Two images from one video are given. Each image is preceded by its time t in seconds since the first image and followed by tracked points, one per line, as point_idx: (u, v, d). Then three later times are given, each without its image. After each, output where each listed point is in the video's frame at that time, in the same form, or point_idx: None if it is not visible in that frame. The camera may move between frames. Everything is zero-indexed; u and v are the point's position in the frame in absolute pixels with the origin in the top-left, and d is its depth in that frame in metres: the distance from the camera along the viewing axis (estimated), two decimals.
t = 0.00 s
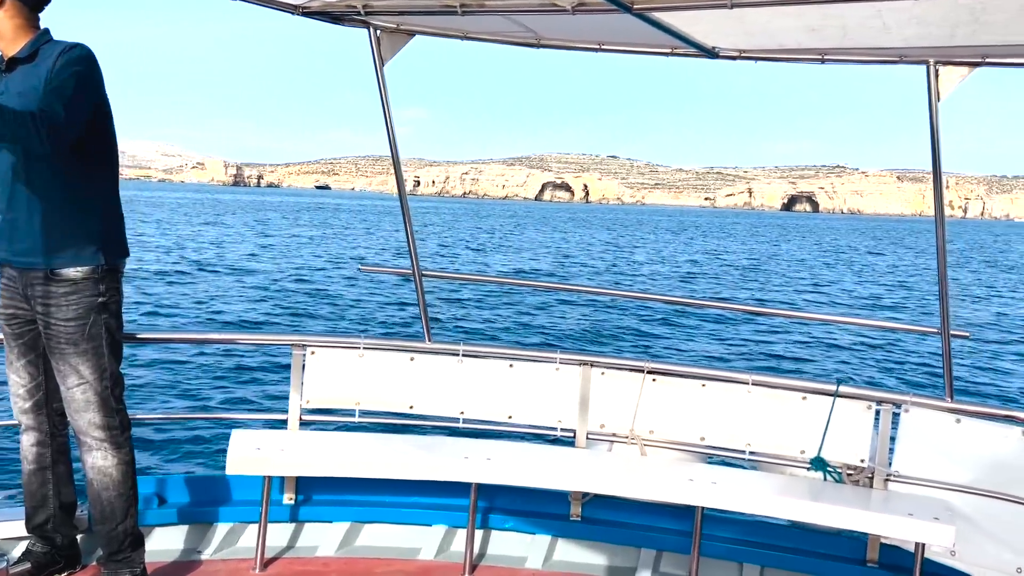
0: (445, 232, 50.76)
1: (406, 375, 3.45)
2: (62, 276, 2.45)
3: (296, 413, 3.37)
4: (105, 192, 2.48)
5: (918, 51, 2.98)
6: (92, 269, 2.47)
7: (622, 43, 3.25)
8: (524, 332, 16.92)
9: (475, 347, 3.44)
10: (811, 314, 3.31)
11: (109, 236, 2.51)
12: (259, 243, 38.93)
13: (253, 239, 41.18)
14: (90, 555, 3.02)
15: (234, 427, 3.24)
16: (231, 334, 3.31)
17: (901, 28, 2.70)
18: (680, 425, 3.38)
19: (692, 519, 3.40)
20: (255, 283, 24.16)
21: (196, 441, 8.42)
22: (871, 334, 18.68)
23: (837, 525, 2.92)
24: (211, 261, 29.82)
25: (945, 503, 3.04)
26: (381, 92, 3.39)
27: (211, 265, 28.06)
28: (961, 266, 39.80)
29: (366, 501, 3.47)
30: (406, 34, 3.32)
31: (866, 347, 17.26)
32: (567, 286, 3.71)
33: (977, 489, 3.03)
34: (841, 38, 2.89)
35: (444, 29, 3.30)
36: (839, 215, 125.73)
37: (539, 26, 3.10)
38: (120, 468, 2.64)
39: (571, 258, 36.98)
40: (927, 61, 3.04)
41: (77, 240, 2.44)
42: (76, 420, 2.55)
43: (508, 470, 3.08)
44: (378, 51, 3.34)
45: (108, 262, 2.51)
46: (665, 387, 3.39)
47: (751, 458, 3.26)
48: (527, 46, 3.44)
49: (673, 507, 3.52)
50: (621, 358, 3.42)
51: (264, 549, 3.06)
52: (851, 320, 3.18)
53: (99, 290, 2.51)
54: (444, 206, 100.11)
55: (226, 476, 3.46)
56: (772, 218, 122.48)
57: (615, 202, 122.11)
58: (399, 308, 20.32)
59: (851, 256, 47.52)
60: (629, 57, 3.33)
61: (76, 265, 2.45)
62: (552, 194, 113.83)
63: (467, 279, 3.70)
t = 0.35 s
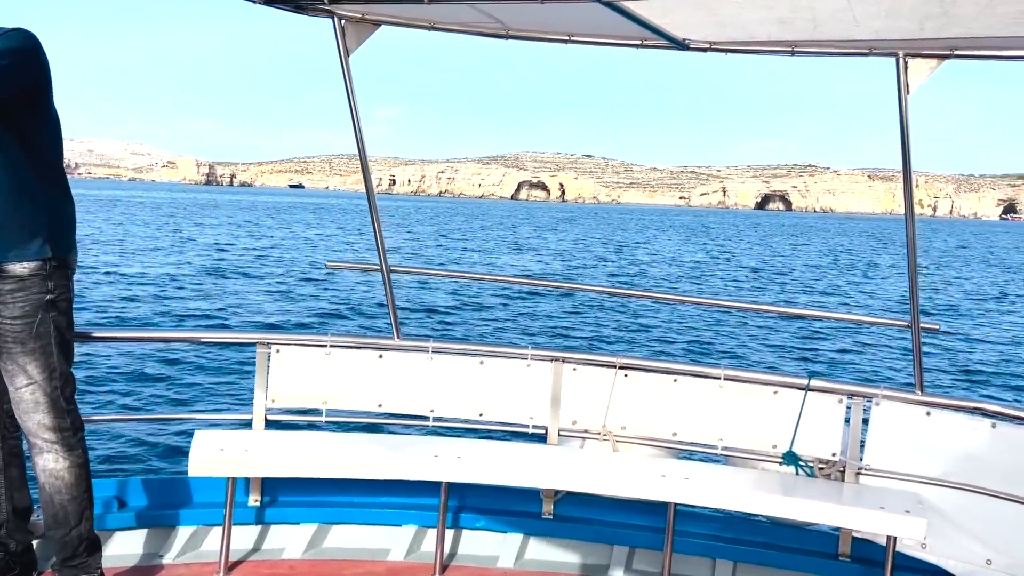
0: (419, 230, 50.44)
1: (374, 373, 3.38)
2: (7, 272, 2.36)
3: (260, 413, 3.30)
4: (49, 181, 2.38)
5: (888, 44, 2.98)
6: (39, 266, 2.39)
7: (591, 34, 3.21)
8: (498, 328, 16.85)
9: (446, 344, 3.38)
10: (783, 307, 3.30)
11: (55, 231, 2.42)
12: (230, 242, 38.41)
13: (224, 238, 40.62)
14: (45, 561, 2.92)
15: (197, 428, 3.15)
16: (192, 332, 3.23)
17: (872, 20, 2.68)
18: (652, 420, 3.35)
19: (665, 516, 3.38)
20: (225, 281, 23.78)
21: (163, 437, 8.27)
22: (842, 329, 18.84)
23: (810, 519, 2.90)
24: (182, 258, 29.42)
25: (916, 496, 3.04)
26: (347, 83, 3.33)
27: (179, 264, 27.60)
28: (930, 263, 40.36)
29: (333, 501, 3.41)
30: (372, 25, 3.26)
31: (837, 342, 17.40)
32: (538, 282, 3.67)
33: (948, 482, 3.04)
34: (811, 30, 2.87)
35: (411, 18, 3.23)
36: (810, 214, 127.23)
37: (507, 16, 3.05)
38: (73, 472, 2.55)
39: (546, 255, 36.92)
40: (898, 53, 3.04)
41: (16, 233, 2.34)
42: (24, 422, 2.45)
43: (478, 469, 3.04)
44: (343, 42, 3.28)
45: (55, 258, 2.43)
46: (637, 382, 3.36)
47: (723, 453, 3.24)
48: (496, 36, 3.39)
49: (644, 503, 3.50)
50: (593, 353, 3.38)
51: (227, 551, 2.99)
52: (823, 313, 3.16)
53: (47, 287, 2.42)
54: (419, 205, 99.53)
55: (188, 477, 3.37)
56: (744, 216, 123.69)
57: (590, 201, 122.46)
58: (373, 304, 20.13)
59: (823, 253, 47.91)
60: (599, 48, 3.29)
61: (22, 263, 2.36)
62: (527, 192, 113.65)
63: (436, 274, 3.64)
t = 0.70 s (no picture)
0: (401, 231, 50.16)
1: (349, 378, 3.32)
2: None
3: (231, 419, 3.22)
4: (10, 181, 2.31)
5: (866, 45, 2.96)
6: None
7: (568, 33, 3.17)
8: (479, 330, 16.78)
9: (422, 348, 3.33)
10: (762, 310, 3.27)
11: (13, 234, 2.36)
12: (210, 244, 38.01)
13: (204, 240, 40.20)
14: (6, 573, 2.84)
15: (165, 435, 3.08)
16: (161, 336, 3.15)
17: (851, 20, 2.66)
18: (630, 424, 3.32)
19: (643, 521, 3.34)
20: (204, 284, 23.50)
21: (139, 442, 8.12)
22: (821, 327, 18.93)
23: (788, 524, 2.87)
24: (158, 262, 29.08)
25: (895, 499, 3.02)
26: (320, 82, 3.26)
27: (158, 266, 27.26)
28: (910, 263, 40.58)
29: (306, 509, 3.34)
30: (346, 24, 3.20)
31: (814, 344, 17.48)
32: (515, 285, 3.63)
33: (927, 484, 3.03)
34: (790, 29, 2.84)
35: (384, 17, 3.18)
36: (791, 213, 128.45)
37: (482, 15, 3.00)
38: (32, 481, 2.47)
39: (529, 256, 36.88)
40: (876, 54, 3.02)
41: None
42: None
43: (453, 475, 2.99)
44: (316, 41, 3.22)
45: (12, 260, 2.36)
46: (615, 386, 3.32)
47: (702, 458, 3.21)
48: (472, 36, 3.34)
49: (623, 509, 3.46)
50: (571, 357, 3.34)
51: (196, 560, 2.92)
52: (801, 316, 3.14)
53: (4, 290, 2.34)
54: (402, 206, 99.10)
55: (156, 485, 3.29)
56: (727, 216, 124.29)
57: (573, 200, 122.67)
58: (354, 306, 19.98)
59: (805, 253, 48.07)
60: (576, 48, 3.25)
61: None
62: (509, 193, 113.42)
63: (412, 277, 3.58)
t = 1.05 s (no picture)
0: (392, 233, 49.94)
1: (326, 393, 3.26)
2: None
3: (205, 437, 3.16)
4: None
5: (846, 54, 2.93)
6: None
7: (547, 43, 3.13)
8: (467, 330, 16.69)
9: (400, 362, 3.27)
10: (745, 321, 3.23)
11: None
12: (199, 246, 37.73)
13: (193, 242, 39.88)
14: None
15: (138, 454, 3.01)
16: (132, 352, 3.09)
17: (830, 28, 2.63)
18: (612, 437, 3.27)
19: (626, 537, 3.30)
20: (192, 284, 23.30)
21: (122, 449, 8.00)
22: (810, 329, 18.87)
23: (772, 540, 2.83)
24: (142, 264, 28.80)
25: (879, 513, 2.99)
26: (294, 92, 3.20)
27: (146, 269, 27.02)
28: (900, 262, 40.57)
29: (283, 528, 3.27)
30: (320, 33, 3.14)
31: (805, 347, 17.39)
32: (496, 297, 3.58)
33: (912, 497, 3.00)
34: (769, 38, 2.82)
35: (360, 26, 3.12)
36: (783, 214, 128.22)
37: (460, 24, 2.96)
38: None
39: (518, 257, 36.76)
40: (856, 63, 2.99)
41: None
42: None
43: (431, 492, 2.93)
44: (290, 50, 3.15)
45: None
46: (596, 400, 3.27)
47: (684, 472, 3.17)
48: (450, 46, 3.30)
49: (606, 524, 3.41)
50: (551, 370, 3.29)
51: None
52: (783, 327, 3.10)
53: None
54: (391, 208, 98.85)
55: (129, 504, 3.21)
56: (716, 217, 124.45)
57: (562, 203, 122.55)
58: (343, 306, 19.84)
59: (795, 253, 48.04)
60: (555, 58, 3.22)
61: None
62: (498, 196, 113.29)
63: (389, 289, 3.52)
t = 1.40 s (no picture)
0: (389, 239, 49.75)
1: (308, 410, 3.19)
2: None
3: (184, 456, 3.08)
4: None
5: (833, 58, 2.88)
6: None
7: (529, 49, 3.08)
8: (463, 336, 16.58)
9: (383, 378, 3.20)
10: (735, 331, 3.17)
11: None
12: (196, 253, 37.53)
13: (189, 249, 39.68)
14: None
15: (116, 474, 2.93)
16: (109, 370, 3.02)
17: (815, 31, 2.57)
18: (601, 451, 3.21)
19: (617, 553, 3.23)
20: (187, 292, 23.16)
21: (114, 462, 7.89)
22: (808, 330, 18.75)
23: (765, 555, 2.76)
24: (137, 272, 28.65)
25: (872, 526, 2.93)
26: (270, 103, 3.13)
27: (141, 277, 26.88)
28: (899, 262, 40.35)
29: (266, 548, 3.19)
30: (297, 43, 3.07)
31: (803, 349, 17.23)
32: (481, 308, 3.51)
33: (906, 510, 2.94)
34: (753, 43, 2.76)
35: (337, 34, 3.06)
36: (780, 214, 128.15)
37: (439, 31, 2.90)
38: None
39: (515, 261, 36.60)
40: (843, 68, 2.93)
41: None
42: None
43: (415, 510, 2.86)
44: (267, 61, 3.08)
45: None
46: (585, 413, 3.21)
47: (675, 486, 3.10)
48: (431, 53, 3.24)
49: (596, 539, 3.34)
50: (538, 384, 3.23)
51: None
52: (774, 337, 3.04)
53: None
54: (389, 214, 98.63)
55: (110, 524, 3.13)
56: (713, 219, 124.29)
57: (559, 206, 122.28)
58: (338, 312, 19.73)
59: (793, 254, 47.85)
60: (538, 64, 3.16)
61: None
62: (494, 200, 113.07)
63: (372, 301, 3.44)
